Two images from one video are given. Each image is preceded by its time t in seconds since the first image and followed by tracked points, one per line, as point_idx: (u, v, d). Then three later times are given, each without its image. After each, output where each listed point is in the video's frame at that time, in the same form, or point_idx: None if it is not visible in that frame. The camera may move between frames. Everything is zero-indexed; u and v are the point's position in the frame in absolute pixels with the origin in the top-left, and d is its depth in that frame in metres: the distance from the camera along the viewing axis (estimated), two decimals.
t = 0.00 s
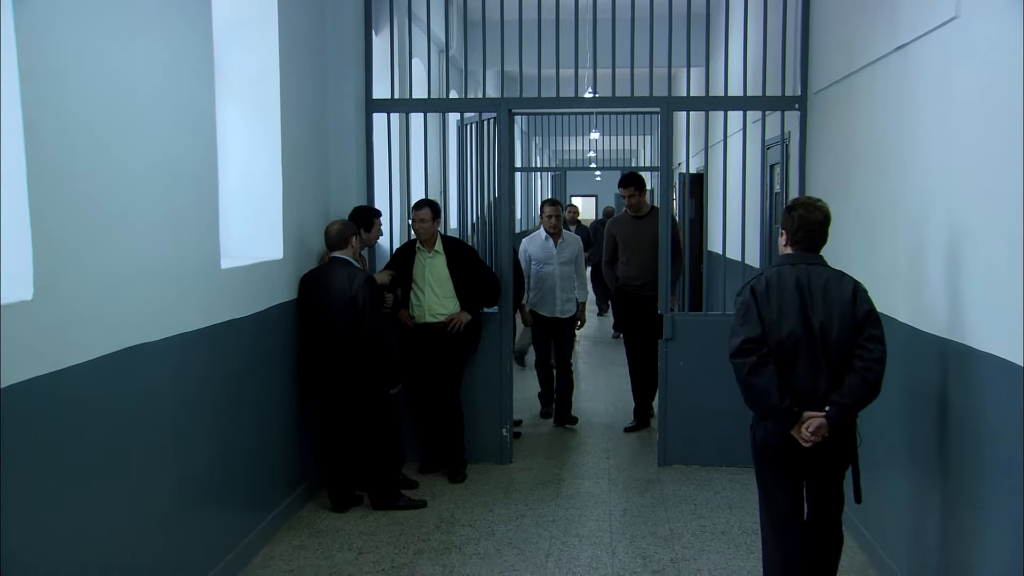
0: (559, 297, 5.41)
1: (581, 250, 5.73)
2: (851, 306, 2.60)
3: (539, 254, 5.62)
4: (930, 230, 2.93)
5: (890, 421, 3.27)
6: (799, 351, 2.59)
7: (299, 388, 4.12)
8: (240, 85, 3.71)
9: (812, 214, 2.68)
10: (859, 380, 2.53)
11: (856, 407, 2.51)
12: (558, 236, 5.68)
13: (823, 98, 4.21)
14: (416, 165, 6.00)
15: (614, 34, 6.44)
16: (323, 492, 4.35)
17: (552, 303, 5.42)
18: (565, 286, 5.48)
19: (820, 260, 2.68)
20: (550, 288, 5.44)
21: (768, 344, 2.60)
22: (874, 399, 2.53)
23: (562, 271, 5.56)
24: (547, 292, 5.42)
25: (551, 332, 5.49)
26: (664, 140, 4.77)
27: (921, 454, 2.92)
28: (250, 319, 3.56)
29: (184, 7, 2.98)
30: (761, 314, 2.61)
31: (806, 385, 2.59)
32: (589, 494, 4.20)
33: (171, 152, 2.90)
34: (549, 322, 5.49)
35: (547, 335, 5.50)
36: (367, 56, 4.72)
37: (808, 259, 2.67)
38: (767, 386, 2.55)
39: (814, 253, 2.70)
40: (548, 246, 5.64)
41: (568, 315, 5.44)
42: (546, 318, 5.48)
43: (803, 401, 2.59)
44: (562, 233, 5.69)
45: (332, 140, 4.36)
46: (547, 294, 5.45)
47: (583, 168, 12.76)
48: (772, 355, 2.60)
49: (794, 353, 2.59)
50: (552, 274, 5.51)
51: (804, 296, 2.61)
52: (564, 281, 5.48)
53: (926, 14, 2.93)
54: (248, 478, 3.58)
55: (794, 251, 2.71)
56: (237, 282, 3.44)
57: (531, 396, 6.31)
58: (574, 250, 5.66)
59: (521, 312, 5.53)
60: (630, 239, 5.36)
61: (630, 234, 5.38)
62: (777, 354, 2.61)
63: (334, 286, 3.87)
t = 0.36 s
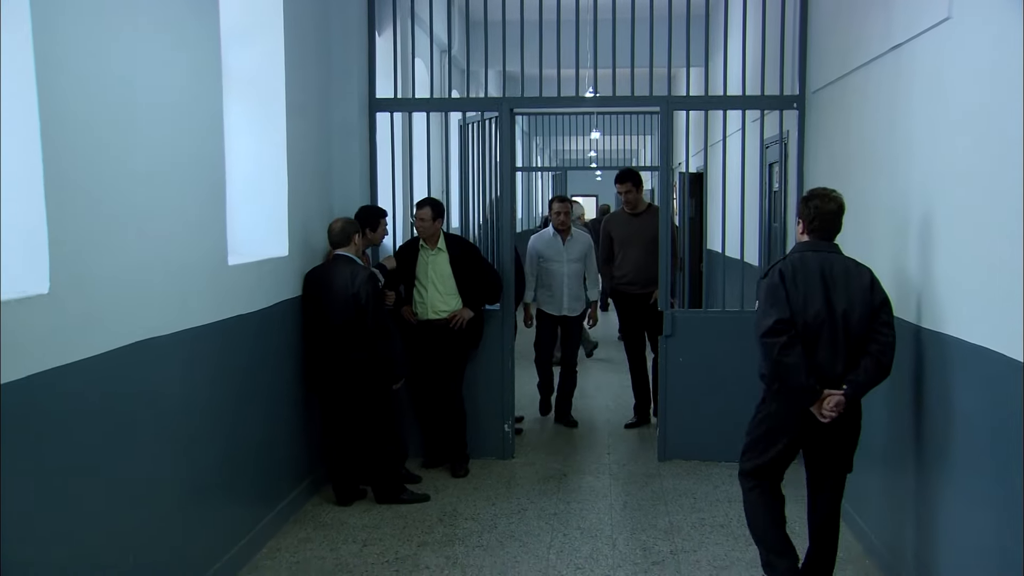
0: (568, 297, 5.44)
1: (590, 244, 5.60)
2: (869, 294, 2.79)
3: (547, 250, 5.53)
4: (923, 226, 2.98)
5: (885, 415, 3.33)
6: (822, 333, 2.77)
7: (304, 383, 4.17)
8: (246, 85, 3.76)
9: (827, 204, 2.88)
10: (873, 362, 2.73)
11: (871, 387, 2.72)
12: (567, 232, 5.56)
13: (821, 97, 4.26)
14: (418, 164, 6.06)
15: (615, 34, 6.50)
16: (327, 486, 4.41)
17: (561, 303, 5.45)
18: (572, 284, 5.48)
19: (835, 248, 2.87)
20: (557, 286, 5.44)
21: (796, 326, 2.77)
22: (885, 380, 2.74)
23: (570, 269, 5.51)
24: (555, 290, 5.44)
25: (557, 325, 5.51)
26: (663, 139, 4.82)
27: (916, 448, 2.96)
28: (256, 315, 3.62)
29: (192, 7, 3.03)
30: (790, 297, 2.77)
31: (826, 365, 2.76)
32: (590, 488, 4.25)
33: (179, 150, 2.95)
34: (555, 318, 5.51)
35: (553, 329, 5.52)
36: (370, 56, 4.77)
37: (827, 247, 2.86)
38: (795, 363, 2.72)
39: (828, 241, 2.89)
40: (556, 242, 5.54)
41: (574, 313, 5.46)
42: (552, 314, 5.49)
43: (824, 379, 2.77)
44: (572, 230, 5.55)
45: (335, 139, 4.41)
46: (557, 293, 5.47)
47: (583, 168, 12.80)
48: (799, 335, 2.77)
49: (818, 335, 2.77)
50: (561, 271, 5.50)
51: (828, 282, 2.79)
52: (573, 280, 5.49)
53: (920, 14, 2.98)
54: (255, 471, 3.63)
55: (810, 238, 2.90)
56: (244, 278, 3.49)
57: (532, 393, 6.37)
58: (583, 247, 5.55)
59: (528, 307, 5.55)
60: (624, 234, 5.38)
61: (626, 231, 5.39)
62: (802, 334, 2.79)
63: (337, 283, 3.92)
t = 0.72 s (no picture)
0: (573, 296, 5.27)
1: (591, 243, 5.49)
2: (858, 287, 2.92)
3: (548, 250, 5.37)
4: (914, 222, 3.04)
5: (877, 409, 3.38)
6: (812, 323, 2.92)
7: (308, 378, 4.23)
8: (251, 82, 3.82)
9: (819, 204, 3.00)
10: (863, 351, 2.86)
11: (860, 374, 2.85)
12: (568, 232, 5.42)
13: (819, 96, 4.31)
14: (420, 162, 6.11)
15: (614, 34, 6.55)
16: (331, 480, 4.46)
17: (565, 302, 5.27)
18: (578, 284, 5.34)
19: (828, 244, 3.00)
20: (563, 286, 5.28)
21: (786, 317, 2.93)
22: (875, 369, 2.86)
23: (573, 269, 5.37)
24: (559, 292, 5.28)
25: (558, 326, 5.31)
26: (663, 137, 4.87)
27: (909, 441, 3.02)
28: (262, 310, 3.67)
29: (201, 6, 3.08)
30: (779, 290, 2.93)
31: (815, 354, 2.92)
32: (591, 482, 4.31)
33: (190, 147, 3.01)
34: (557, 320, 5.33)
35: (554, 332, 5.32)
36: (373, 55, 4.82)
37: (819, 244, 2.99)
38: (784, 352, 2.88)
39: (822, 238, 3.01)
40: (559, 242, 5.39)
41: (579, 314, 5.30)
42: (555, 315, 5.31)
43: (813, 367, 2.92)
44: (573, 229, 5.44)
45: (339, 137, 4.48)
46: (560, 293, 5.30)
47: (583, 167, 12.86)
48: (788, 326, 2.93)
49: (807, 327, 2.92)
50: (563, 271, 5.34)
51: (818, 276, 2.94)
52: (576, 280, 5.34)
53: (913, 14, 3.04)
54: (261, 464, 3.69)
55: (804, 237, 3.03)
56: (250, 274, 3.55)
57: (533, 390, 6.42)
58: (585, 246, 5.44)
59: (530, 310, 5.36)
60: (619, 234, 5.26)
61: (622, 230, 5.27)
62: (792, 325, 2.94)
63: (341, 278, 3.97)
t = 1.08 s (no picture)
0: (566, 295, 5.22)
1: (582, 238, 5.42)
2: (821, 277, 3.06)
3: (543, 247, 5.27)
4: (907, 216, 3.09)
5: (872, 400, 3.44)
6: (777, 314, 3.07)
7: (312, 372, 4.29)
8: (256, 80, 3.87)
9: (786, 201, 3.16)
10: (827, 338, 2.99)
11: (823, 360, 2.98)
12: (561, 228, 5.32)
13: (816, 93, 4.36)
14: (421, 159, 6.17)
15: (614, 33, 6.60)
16: (334, 473, 4.52)
17: (558, 301, 5.22)
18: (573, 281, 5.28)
19: (796, 237, 3.15)
20: (560, 284, 5.21)
21: (751, 310, 3.10)
22: (841, 353, 2.99)
23: (567, 266, 5.29)
24: (556, 289, 5.21)
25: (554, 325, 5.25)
26: (662, 135, 4.92)
27: (904, 431, 3.07)
28: (267, 305, 3.73)
29: (209, 6, 3.14)
30: (743, 285, 3.10)
31: (782, 343, 3.07)
32: (591, 474, 4.36)
33: (198, 143, 3.06)
34: (551, 318, 5.27)
35: (549, 330, 5.26)
36: (376, 53, 4.88)
37: (786, 238, 3.14)
38: (749, 343, 3.06)
39: (793, 232, 3.18)
40: (553, 238, 5.29)
41: (575, 311, 5.26)
42: (549, 313, 5.25)
43: (779, 356, 3.07)
44: (565, 225, 5.33)
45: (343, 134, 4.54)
46: (555, 291, 5.23)
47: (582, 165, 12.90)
48: (754, 319, 3.10)
49: (773, 317, 3.08)
50: (556, 268, 5.25)
51: (781, 269, 3.09)
52: (568, 277, 5.27)
53: (907, 13, 3.09)
54: (267, 457, 3.75)
55: (773, 232, 3.18)
56: (255, 269, 3.60)
57: (533, 385, 6.48)
58: (578, 242, 5.36)
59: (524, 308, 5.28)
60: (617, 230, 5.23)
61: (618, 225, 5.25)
62: (759, 317, 3.10)
63: (344, 273, 4.02)
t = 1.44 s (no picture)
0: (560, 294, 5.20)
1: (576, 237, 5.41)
2: (792, 270, 3.33)
3: (537, 245, 5.28)
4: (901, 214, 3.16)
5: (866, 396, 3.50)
6: (752, 304, 3.34)
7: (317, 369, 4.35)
8: (263, 81, 3.94)
9: (762, 198, 3.43)
10: (798, 327, 3.25)
11: (795, 347, 3.22)
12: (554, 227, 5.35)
13: (813, 94, 4.42)
14: (423, 159, 6.24)
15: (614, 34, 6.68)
16: (338, 468, 4.58)
17: (553, 300, 5.21)
18: (568, 279, 5.28)
19: (771, 232, 3.41)
20: (555, 281, 5.21)
21: (728, 300, 3.37)
22: (812, 342, 3.24)
23: (562, 263, 5.29)
24: (550, 287, 5.22)
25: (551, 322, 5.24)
26: (661, 135, 4.99)
27: (897, 424, 3.13)
28: (273, 302, 3.79)
29: (217, 8, 3.20)
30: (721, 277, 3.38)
31: (758, 331, 3.33)
32: (592, 470, 4.42)
33: (206, 143, 3.12)
34: (547, 316, 5.27)
35: (545, 328, 5.25)
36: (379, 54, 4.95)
37: (762, 233, 3.41)
38: (724, 331, 3.33)
39: (770, 227, 3.44)
40: (547, 236, 5.30)
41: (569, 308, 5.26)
42: (545, 312, 5.26)
43: (755, 344, 3.33)
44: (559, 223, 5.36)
45: (346, 134, 4.61)
46: (549, 290, 5.23)
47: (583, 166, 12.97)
48: (731, 309, 3.37)
49: (748, 307, 3.34)
50: (551, 267, 5.24)
51: (756, 262, 3.36)
52: (563, 276, 5.26)
53: (900, 15, 3.16)
54: (273, 452, 3.81)
55: (751, 227, 3.45)
56: (261, 266, 3.67)
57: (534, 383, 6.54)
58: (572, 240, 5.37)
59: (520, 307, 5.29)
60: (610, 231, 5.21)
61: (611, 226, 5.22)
62: (735, 307, 3.37)
63: (349, 272, 4.09)
